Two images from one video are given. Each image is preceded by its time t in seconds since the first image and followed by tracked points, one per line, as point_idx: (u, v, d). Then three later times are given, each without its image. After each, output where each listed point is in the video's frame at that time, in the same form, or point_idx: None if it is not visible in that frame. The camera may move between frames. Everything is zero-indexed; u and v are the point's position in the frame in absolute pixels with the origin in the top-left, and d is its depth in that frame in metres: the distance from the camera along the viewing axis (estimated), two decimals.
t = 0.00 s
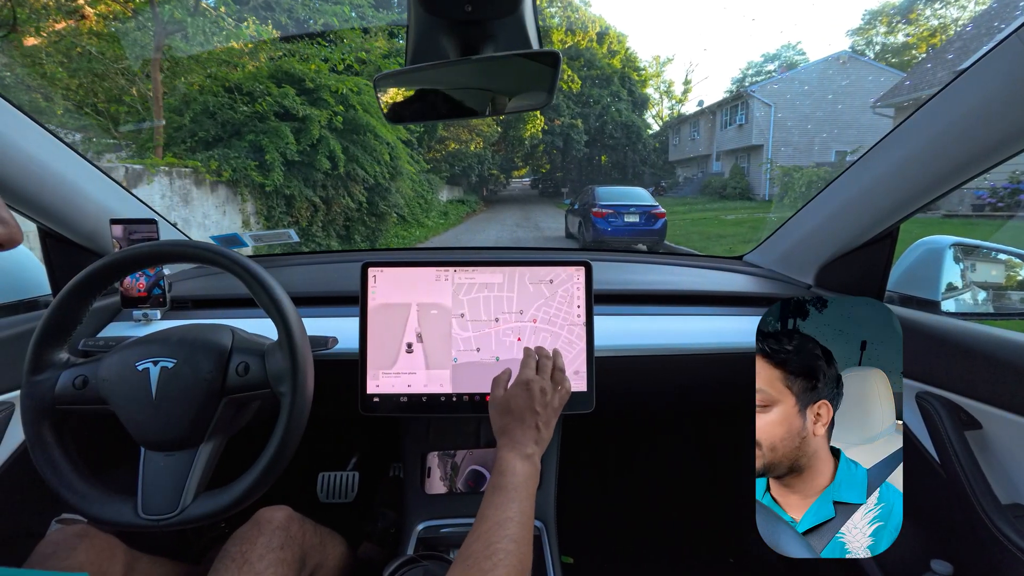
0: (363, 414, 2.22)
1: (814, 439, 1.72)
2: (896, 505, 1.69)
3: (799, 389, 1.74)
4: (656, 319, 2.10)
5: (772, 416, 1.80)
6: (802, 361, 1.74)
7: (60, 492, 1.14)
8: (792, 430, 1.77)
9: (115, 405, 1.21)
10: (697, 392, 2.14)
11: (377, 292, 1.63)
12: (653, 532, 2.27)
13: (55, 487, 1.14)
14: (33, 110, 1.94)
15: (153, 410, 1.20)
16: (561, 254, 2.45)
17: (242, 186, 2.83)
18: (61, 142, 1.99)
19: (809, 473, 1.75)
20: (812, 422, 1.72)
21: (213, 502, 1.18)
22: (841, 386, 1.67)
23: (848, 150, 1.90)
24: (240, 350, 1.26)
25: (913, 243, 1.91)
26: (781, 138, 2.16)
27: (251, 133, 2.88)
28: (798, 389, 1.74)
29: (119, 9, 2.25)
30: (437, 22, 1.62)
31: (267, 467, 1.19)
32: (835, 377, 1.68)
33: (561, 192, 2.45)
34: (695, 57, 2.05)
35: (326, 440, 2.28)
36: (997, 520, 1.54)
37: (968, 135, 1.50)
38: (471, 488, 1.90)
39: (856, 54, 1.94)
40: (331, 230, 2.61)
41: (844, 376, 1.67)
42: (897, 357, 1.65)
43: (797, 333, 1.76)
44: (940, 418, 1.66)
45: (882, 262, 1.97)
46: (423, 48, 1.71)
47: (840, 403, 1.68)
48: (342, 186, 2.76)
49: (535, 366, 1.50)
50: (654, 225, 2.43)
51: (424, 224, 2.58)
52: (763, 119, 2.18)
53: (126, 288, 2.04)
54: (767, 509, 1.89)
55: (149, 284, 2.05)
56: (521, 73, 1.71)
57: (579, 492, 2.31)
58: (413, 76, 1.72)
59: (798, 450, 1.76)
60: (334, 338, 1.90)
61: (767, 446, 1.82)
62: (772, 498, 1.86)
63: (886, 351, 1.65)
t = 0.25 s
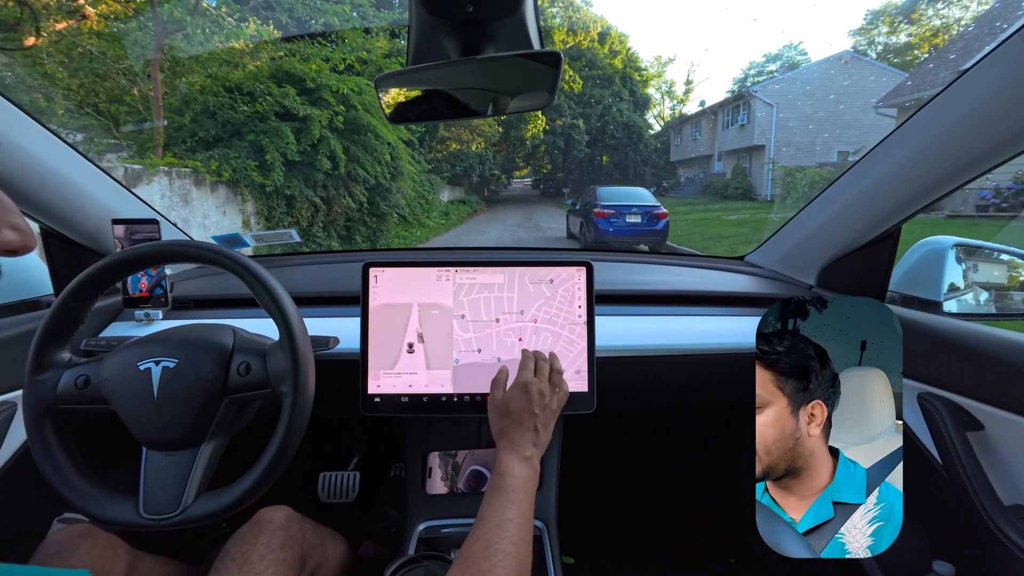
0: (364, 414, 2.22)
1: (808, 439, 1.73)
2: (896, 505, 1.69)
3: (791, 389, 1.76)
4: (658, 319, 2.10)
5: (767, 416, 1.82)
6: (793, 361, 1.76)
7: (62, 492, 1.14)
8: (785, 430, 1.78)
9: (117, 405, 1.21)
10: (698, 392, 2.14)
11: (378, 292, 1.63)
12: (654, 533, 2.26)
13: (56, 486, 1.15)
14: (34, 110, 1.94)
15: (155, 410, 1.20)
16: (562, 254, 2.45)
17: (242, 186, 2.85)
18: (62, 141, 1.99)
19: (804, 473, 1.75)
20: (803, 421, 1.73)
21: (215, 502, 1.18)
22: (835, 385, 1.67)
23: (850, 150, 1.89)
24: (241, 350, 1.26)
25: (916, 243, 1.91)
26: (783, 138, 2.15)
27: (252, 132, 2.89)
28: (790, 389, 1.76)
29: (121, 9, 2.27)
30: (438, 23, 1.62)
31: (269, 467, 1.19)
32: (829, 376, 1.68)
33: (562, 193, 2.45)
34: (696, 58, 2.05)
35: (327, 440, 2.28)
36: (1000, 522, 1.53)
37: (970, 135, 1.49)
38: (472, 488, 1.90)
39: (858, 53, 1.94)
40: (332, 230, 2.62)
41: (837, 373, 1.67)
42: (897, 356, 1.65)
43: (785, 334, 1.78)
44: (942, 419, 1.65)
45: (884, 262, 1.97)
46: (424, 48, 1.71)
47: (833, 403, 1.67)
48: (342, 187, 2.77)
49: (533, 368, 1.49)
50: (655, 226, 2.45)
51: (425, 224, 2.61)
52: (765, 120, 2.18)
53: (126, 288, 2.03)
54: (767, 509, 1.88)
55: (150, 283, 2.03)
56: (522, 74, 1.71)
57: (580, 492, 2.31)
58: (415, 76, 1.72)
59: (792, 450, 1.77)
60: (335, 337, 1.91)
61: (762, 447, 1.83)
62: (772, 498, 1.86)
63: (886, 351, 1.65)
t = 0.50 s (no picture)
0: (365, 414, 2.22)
1: (809, 441, 1.72)
2: (896, 505, 1.68)
3: (791, 391, 1.76)
4: (658, 320, 2.10)
5: (766, 420, 1.82)
6: (792, 362, 1.76)
7: (65, 491, 1.15)
8: (786, 433, 1.77)
9: (119, 404, 1.21)
10: (699, 393, 2.14)
11: (379, 292, 1.63)
12: (653, 533, 2.26)
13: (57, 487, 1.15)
14: (35, 110, 1.94)
15: (156, 410, 1.20)
16: (563, 254, 2.45)
17: (242, 186, 2.89)
18: (65, 140, 2.00)
19: (805, 475, 1.75)
20: (804, 422, 1.73)
21: (217, 501, 1.18)
22: (834, 385, 1.66)
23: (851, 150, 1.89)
24: (241, 350, 1.26)
25: (917, 244, 1.90)
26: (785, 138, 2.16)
27: (252, 132, 2.93)
28: (790, 391, 1.76)
29: (122, 9, 2.30)
30: (440, 23, 1.62)
31: (270, 467, 1.19)
32: (829, 377, 1.67)
33: (563, 193, 2.45)
34: (698, 59, 2.06)
35: (328, 440, 2.29)
36: (1001, 522, 1.53)
37: (972, 135, 1.49)
38: (473, 488, 1.90)
39: (860, 54, 1.92)
40: (333, 231, 2.63)
41: (837, 374, 1.66)
42: (897, 356, 1.65)
43: (783, 334, 1.78)
44: (944, 420, 1.65)
45: (885, 262, 1.97)
46: (426, 48, 1.71)
47: (832, 403, 1.67)
48: (343, 187, 2.81)
49: (525, 364, 1.50)
50: (657, 226, 2.44)
51: (426, 224, 2.60)
52: (766, 120, 2.18)
53: (128, 288, 2.02)
54: (767, 509, 1.88)
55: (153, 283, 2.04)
56: (524, 74, 1.70)
57: (580, 492, 2.31)
58: (416, 77, 1.72)
59: (793, 452, 1.77)
60: (336, 338, 1.91)
61: (762, 451, 1.82)
62: (772, 498, 1.86)
63: (886, 351, 1.65)
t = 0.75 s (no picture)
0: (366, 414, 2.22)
1: (805, 442, 1.73)
2: (896, 505, 1.68)
3: (788, 391, 1.77)
4: (659, 320, 2.10)
5: (761, 420, 1.84)
6: (788, 363, 1.77)
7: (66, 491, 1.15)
8: (781, 434, 1.79)
9: (120, 404, 1.22)
10: (699, 394, 2.14)
11: (380, 292, 1.63)
12: (653, 533, 2.26)
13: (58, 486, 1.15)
14: (36, 110, 1.95)
15: (157, 410, 1.21)
16: (564, 254, 2.45)
17: (243, 186, 2.88)
18: (67, 140, 2.00)
19: (804, 475, 1.75)
20: (802, 422, 1.73)
21: (218, 501, 1.18)
22: (833, 385, 1.66)
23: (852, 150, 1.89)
24: (242, 350, 1.26)
25: (918, 244, 1.90)
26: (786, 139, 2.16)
27: (253, 132, 2.98)
28: (786, 392, 1.77)
29: (122, 9, 2.31)
30: (441, 23, 1.63)
31: (271, 466, 1.19)
32: (828, 377, 1.67)
33: (563, 193, 2.43)
34: (699, 59, 2.06)
35: (328, 440, 2.29)
36: (1002, 523, 1.53)
37: (974, 135, 1.49)
38: (474, 488, 1.90)
39: (862, 54, 1.91)
40: (333, 232, 2.63)
41: (836, 374, 1.66)
42: (897, 356, 1.65)
43: (782, 334, 1.78)
44: (945, 421, 1.65)
45: (886, 262, 1.97)
46: (427, 49, 1.71)
47: (831, 403, 1.67)
48: (343, 187, 2.84)
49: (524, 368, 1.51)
50: (659, 226, 2.43)
51: (427, 224, 2.60)
52: (767, 120, 2.18)
53: (129, 288, 2.06)
54: (767, 510, 1.88)
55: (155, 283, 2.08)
56: (524, 74, 1.70)
57: (580, 493, 2.30)
58: (417, 77, 1.73)
59: (789, 453, 1.77)
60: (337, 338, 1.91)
61: (761, 451, 1.82)
62: (772, 498, 1.86)
63: (886, 351, 1.65)
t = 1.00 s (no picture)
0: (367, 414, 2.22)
1: (802, 441, 1.73)
2: (894, 504, 1.67)
3: (786, 390, 1.77)
4: (659, 320, 2.10)
5: (760, 417, 1.83)
6: (787, 362, 1.77)
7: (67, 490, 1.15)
8: (778, 432, 1.79)
9: (121, 404, 1.22)
10: (699, 394, 2.14)
11: (381, 293, 1.63)
12: (653, 533, 2.26)
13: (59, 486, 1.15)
14: (37, 110, 1.95)
15: (158, 409, 1.21)
16: (564, 254, 2.45)
17: (243, 186, 2.94)
18: (68, 140, 2.00)
19: (804, 474, 1.75)
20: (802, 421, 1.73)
21: (219, 501, 1.18)
22: (833, 385, 1.66)
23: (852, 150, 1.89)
24: (243, 350, 1.27)
25: (918, 245, 1.90)
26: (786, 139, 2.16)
27: (254, 132, 3.05)
28: (785, 390, 1.77)
29: (123, 9, 2.30)
30: (442, 23, 1.63)
31: (271, 466, 1.19)
32: (828, 377, 1.67)
33: (564, 194, 2.42)
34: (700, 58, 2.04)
35: (329, 440, 2.29)
36: (1003, 522, 1.52)
37: (975, 136, 1.49)
38: (474, 488, 1.90)
39: (863, 53, 1.90)
40: (333, 232, 2.63)
41: (836, 373, 1.66)
42: (897, 356, 1.64)
43: (783, 334, 1.78)
44: (946, 420, 1.64)
45: (887, 263, 1.97)
46: (428, 49, 1.71)
47: (831, 403, 1.67)
48: (343, 187, 2.89)
49: (536, 375, 1.50)
50: (660, 226, 2.44)
51: (427, 224, 2.61)
52: (767, 119, 2.18)
53: (130, 289, 2.07)
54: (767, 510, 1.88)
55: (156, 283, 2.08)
56: (525, 74, 1.70)
57: (580, 493, 2.31)
58: (418, 78, 1.72)
59: (788, 453, 1.77)
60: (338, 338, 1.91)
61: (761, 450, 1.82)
62: (772, 498, 1.86)
63: (886, 351, 1.65)
